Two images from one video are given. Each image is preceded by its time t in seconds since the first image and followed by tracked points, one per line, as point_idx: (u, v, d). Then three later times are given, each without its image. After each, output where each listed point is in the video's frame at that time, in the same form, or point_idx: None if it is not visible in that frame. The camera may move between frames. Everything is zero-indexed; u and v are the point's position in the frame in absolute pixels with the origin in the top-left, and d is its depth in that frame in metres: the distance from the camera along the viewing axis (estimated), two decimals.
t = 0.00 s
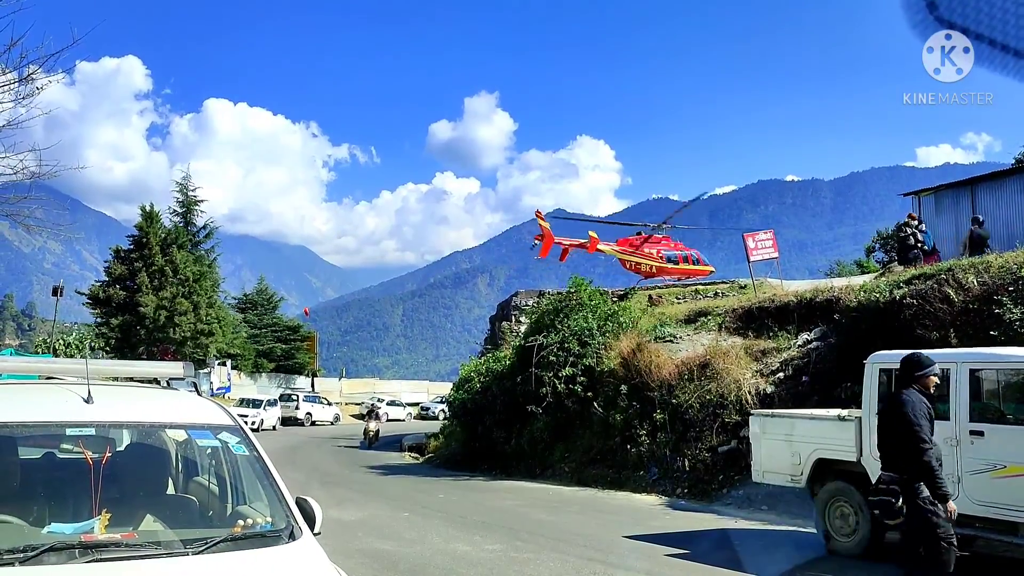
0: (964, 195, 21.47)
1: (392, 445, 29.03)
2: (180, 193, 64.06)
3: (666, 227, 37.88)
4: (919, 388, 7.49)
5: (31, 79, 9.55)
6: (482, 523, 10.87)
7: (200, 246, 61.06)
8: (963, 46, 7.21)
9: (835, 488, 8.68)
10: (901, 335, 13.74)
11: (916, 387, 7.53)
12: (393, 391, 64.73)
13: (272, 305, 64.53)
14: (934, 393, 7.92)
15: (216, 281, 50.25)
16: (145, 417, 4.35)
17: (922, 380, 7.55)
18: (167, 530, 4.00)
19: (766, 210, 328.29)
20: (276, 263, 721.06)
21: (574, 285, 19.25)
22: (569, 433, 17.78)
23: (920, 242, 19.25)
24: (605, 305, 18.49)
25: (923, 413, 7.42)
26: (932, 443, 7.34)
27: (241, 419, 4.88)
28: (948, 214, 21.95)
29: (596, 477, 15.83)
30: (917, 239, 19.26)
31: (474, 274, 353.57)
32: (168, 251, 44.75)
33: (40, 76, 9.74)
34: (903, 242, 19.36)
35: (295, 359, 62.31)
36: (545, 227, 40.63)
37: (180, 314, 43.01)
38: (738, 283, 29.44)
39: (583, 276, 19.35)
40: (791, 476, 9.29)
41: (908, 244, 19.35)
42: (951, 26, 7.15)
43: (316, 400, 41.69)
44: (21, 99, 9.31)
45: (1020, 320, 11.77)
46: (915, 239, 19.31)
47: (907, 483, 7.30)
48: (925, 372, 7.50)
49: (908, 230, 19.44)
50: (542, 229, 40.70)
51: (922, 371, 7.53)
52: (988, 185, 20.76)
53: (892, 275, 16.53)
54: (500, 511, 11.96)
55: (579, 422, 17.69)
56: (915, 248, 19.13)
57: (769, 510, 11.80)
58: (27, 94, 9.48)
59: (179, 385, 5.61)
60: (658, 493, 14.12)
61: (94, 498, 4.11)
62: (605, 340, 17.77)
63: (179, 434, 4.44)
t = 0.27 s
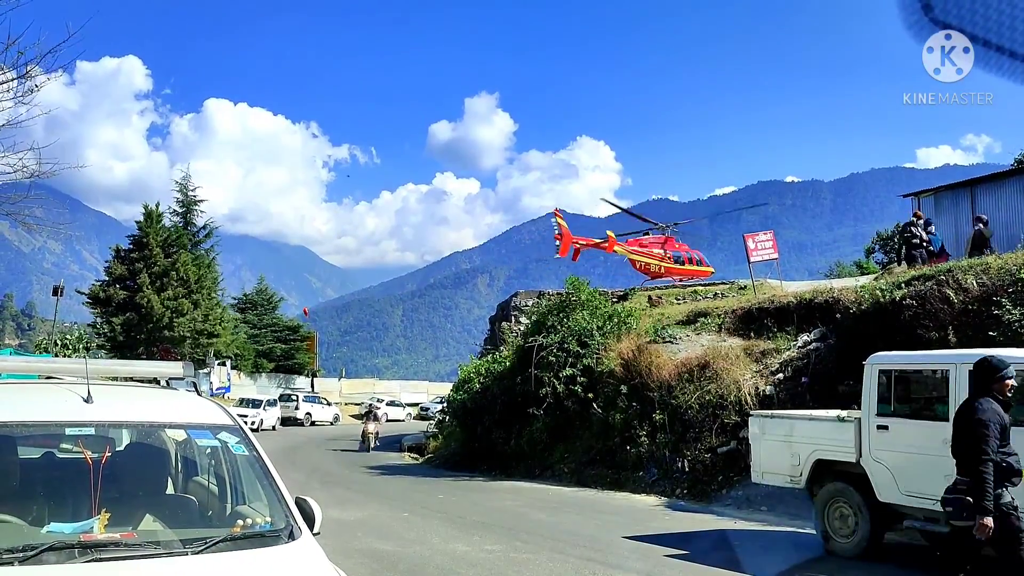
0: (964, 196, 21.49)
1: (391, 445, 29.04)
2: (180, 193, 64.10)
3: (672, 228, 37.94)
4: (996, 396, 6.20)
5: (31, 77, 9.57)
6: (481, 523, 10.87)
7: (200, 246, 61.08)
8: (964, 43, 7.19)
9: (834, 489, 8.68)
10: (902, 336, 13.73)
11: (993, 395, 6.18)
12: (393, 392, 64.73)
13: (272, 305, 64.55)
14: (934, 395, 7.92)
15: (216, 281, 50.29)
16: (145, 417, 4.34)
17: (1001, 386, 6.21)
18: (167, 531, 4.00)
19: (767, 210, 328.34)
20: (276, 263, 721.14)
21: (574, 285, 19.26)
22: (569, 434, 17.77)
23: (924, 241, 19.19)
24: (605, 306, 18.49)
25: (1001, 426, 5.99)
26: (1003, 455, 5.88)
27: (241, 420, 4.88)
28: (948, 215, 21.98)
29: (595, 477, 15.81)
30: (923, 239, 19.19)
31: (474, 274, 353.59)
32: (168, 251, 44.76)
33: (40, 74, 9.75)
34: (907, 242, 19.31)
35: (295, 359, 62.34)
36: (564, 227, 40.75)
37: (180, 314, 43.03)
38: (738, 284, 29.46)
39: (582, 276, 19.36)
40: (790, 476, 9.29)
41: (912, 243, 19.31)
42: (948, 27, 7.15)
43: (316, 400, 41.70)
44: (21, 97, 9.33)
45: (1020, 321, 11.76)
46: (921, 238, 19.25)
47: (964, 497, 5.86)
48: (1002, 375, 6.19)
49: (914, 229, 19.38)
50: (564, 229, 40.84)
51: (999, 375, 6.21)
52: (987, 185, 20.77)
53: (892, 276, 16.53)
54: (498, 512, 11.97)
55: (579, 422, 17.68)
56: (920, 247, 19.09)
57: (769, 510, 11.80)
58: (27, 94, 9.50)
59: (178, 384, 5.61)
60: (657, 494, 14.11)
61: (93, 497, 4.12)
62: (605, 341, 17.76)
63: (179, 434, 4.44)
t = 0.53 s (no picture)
0: (963, 197, 21.50)
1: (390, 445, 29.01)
2: (179, 192, 64.08)
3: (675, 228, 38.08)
4: None
5: (31, 76, 9.54)
6: (481, 523, 10.85)
7: (199, 246, 61.05)
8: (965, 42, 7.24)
9: (833, 489, 8.69)
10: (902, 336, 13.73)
11: None
12: (392, 391, 64.72)
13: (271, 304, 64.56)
14: (933, 395, 7.92)
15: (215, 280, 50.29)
16: (144, 417, 4.34)
17: None
18: (166, 530, 3.99)
19: (766, 210, 328.43)
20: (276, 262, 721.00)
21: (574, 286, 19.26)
22: (568, 434, 17.77)
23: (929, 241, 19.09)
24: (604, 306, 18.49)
25: None
26: None
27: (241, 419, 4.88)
28: (948, 216, 22.00)
29: (594, 478, 15.81)
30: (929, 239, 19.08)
31: (473, 274, 353.50)
32: (167, 250, 44.73)
33: (40, 74, 9.72)
34: (912, 243, 19.22)
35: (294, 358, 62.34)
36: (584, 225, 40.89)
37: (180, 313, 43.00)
38: (738, 284, 29.47)
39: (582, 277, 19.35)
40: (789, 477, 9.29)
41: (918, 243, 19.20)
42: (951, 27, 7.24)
43: (315, 399, 41.68)
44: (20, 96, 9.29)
45: (1020, 321, 11.74)
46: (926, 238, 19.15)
47: None
48: None
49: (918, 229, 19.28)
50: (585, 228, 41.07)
51: None
52: (987, 186, 20.79)
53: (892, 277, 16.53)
54: (497, 512, 11.96)
55: (578, 423, 17.68)
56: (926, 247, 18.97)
57: (769, 511, 11.79)
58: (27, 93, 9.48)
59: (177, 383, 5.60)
60: (656, 494, 14.09)
61: (93, 497, 4.12)
62: (604, 341, 17.76)
63: (178, 433, 4.44)
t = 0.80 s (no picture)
0: (962, 198, 21.53)
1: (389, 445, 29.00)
2: (178, 192, 64.05)
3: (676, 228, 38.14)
4: None
5: (31, 77, 9.55)
6: (480, 523, 10.86)
7: (198, 245, 61.01)
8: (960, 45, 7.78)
9: (831, 489, 8.70)
10: (901, 336, 13.75)
11: None
12: (391, 391, 64.71)
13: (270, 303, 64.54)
14: (931, 395, 7.94)
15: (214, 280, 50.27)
16: (143, 416, 4.35)
17: None
18: (165, 529, 4.00)
19: (766, 210, 328.42)
20: (275, 261, 720.78)
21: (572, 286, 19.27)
22: (567, 434, 17.77)
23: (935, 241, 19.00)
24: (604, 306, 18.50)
25: None
26: None
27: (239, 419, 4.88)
28: (946, 217, 22.03)
29: (593, 477, 15.82)
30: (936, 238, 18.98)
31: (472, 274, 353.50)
32: (167, 249, 44.72)
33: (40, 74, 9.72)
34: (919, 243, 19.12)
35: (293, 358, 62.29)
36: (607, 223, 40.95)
37: (179, 312, 43.00)
38: (736, 284, 29.48)
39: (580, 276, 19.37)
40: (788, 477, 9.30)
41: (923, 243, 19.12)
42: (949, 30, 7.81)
43: (314, 399, 41.68)
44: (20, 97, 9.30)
45: (1019, 321, 11.73)
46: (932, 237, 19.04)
47: None
48: None
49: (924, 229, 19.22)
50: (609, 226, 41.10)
51: None
52: (985, 186, 20.81)
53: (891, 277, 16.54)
54: (495, 511, 11.98)
55: (577, 422, 17.68)
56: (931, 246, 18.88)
57: (768, 511, 11.79)
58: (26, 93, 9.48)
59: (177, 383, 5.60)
60: (655, 494, 14.10)
61: (92, 496, 4.12)
62: (604, 341, 17.78)
63: (177, 433, 4.44)
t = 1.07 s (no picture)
0: (962, 197, 21.54)
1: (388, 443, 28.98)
2: (178, 190, 63.99)
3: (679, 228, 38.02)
4: None
5: (29, 74, 9.53)
6: (479, 521, 10.86)
7: (197, 243, 60.95)
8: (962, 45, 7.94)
9: (830, 488, 8.69)
10: (901, 335, 13.75)
11: None
12: (391, 390, 64.69)
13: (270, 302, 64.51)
14: (931, 394, 7.95)
15: (213, 278, 50.25)
16: (142, 414, 4.34)
17: None
18: (164, 527, 3.99)
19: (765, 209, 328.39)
20: (274, 259, 720.56)
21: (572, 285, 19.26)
22: (566, 433, 17.78)
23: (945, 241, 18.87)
24: (603, 305, 18.50)
25: None
26: None
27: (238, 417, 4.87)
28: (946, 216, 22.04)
29: (592, 476, 15.82)
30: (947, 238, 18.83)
31: (472, 272, 353.44)
32: (166, 247, 44.68)
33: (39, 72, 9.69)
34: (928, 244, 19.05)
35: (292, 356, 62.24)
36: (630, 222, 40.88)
37: (177, 310, 42.97)
38: (736, 284, 29.49)
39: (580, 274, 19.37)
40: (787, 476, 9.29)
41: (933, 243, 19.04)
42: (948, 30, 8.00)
43: (314, 397, 41.67)
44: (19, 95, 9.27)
45: (1018, 320, 11.74)
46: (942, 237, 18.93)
47: None
48: None
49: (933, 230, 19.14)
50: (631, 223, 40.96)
51: None
52: (985, 185, 20.81)
53: (890, 276, 16.54)
54: (495, 509, 11.99)
55: (576, 421, 17.68)
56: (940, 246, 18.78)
57: (767, 510, 11.79)
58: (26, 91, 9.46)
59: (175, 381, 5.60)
60: (654, 493, 14.10)
61: (91, 493, 4.12)
62: (603, 340, 17.78)
63: (176, 430, 4.43)
